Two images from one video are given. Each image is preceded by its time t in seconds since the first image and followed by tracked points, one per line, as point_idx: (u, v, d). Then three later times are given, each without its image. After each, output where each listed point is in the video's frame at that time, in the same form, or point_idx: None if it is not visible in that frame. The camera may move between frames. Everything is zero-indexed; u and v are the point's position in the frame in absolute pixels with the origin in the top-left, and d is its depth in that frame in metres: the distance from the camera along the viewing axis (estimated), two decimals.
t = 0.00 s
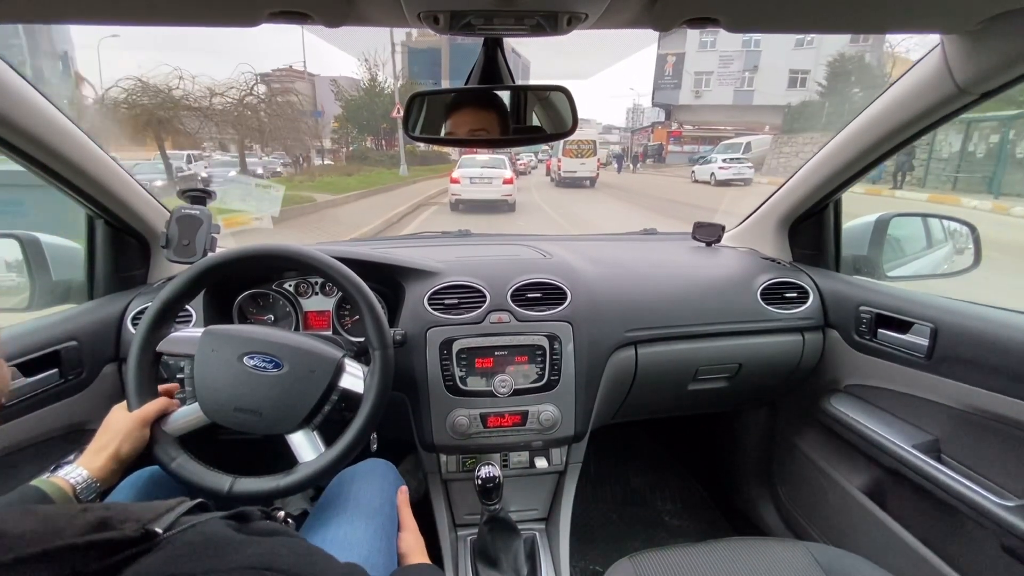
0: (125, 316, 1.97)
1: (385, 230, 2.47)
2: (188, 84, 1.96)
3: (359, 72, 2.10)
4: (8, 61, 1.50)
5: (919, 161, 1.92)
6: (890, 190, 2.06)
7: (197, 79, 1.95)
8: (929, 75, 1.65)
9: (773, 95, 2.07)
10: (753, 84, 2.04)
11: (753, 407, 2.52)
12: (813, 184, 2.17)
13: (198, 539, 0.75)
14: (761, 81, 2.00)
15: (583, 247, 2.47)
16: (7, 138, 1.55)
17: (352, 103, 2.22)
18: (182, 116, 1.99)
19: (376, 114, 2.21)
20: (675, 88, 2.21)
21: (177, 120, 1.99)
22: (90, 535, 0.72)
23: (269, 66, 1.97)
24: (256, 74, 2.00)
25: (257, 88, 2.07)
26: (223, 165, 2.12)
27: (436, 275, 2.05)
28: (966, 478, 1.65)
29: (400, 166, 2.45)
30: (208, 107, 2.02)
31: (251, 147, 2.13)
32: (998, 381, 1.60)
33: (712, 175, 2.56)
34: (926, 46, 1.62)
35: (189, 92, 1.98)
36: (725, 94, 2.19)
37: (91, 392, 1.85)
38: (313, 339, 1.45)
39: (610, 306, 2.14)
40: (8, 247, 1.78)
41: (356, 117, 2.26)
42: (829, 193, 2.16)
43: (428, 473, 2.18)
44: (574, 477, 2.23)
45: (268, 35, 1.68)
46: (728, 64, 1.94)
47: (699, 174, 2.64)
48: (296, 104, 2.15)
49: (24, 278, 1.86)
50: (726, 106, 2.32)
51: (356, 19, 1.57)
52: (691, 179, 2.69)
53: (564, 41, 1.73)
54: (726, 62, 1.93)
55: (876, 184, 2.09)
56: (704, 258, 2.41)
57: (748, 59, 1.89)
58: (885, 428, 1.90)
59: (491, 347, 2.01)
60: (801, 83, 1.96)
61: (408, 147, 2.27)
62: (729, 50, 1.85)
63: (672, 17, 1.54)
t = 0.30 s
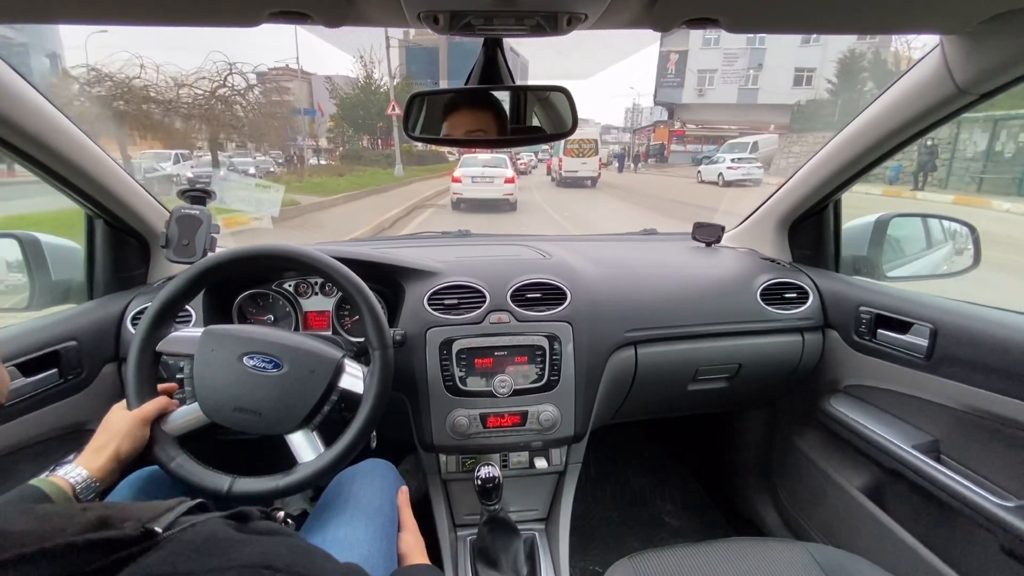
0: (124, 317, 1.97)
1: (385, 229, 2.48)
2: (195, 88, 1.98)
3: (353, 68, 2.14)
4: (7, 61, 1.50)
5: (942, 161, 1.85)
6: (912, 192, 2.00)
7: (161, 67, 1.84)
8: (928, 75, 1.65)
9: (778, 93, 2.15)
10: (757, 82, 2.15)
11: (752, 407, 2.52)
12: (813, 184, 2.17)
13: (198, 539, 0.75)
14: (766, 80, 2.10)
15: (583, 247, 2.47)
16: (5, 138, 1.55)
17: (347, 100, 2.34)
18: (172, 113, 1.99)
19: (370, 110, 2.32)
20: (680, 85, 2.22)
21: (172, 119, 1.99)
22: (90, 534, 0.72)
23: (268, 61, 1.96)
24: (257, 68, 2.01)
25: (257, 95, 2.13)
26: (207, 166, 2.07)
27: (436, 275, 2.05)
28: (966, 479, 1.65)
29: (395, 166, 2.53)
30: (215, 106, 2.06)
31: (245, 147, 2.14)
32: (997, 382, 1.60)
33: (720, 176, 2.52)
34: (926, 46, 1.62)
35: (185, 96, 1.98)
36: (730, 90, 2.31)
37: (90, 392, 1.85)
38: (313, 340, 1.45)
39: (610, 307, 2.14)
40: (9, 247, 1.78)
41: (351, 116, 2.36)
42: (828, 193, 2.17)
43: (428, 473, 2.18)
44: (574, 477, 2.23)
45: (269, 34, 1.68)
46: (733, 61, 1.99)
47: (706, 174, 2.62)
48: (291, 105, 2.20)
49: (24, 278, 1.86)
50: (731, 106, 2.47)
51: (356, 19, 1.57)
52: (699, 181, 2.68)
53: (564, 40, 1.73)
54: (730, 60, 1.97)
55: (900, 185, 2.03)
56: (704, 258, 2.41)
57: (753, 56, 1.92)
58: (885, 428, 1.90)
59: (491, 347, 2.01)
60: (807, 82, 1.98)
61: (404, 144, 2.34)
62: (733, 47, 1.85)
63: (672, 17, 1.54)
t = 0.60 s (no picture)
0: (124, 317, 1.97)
1: (386, 229, 2.48)
2: (186, 93, 1.92)
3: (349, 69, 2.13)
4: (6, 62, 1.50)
5: (967, 160, 1.79)
6: (935, 193, 1.93)
7: (114, 53, 1.70)
8: (928, 76, 1.65)
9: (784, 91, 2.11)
10: (762, 79, 2.12)
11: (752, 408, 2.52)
12: (813, 184, 2.17)
13: (198, 543, 0.75)
14: (770, 77, 2.08)
15: (583, 247, 2.47)
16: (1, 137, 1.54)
17: (342, 99, 2.29)
18: (165, 112, 1.93)
19: (366, 109, 2.26)
20: (682, 82, 2.22)
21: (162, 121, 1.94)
22: (88, 538, 0.71)
23: (262, 62, 1.90)
24: (251, 71, 1.95)
25: (256, 99, 2.05)
26: (201, 165, 2.06)
27: (436, 275, 2.05)
28: (966, 479, 1.65)
29: (391, 166, 2.48)
30: (210, 111, 1.99)
31: (237, 146, 2.10)
32: (997, 382, 1.60)
33: (730, 176, 2.46)
34: (926, 47, 1.62)
35: (175, 100, 1.92)
36: (733, 90, 2.30)
37: (90, 393, 1.85)
38: (314, 341, 1.45)
39: (610, 307, 2.14)
40: (9, 247, 1.78)
41: (346, 115, 2.31)
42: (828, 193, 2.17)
43: (428, 473, 2.18)
44: (574, 478, 2.23)
45: (269, 35, 1.68)
46: (736, 59, 2.00)
47: (715, 175, 2.58)
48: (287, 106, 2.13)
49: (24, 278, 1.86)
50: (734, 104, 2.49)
51: (356, 19, 1.56)
52: (705, 181, 2.68)
53: (564, 40, 1.73)
54: (734, 56, 1.97)
55: (927, 186, 1.94)
56: (704, 258, 2.41)
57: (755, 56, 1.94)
58: (885, 428, 1.90)
59: (491, 347, 2.01)
60: (813, 80, 1.97)
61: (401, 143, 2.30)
62: (737, 45, 1.84)
63: (672, 17, 1.54)
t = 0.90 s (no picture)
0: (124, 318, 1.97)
1: (386, 229, 2.48)
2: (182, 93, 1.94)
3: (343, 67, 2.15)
4: (8, 63, 1.50)
5: (976, 161, 1.76)
6: (961, 196, 1.85)
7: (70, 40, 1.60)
8: (928, 76, 1.65)
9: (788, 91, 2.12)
10: (766, 77, 2.16)
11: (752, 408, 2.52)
12: (813, 184, 2.16)
13: (197, 542, 0.75)
14: (774, 75, 2.10)
15: (583, 247, 2.47)
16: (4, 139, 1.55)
17: (336, 97, 2.35)
18: (171, 113, 1.95)
19: (362, 107, 2.32)
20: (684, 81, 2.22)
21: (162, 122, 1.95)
22: (87, 537, 0.71)
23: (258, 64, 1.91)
24: (246, 72, 1.95)
25: (248, 101, 2.07)
26: (184, 165, 2.01)
27: (436, 276, 2.05)
28: (966, 479, 1.65)
29: (385, 166, 2.53)
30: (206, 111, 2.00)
31: (230, 147, 2.09)
32: (998, 382, 1.60)
33: (739, 176, 2.45)
34: (927, 47, 1.62)
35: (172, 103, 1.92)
36: (738, 86, 2.25)
37: (90, 393, 1.85)
38: (313, 342, 1.45)
39: (610, 307, 2.14)
40: (9, 249, 1.78)
41: (339, 113, 2.37)
42: (828, 194, 2.17)
43: (428, 474, 2.18)
44: (574, 478, 2.23)
45: (270, 35, 1.69)
46: (740, 56, 1.97)
47: (722, 175, 2.61)
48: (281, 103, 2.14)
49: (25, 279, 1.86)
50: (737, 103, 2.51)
51: (357, 20, 1.57)
52: (711, 181, 2.73)
53: (564, 40, 1.73)
54: (738, 55, 1.98)
55: (955, 187, 1.86)
56: (704, 259, 2.41)
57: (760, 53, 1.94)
58: (885, 429, 1.90)
59: (491, 348, 2.01)
60: (819, 78, 1.95)
61: (398, 142, 2.34)
62: (738, 45, 1.84)
63: (673, 18, 1.54)
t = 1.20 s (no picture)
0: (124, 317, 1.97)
1: (386, 229, 2.49)
2: (184, 97, 1.95)
3: (337, 65, 2.10)
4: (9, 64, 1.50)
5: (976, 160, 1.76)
6: (989, 197, 1.77)
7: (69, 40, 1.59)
8: (928, 76, 1.65)
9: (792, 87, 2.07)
10: (771, 75, 2.11)
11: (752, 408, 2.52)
12: (813, 185, 2.16)
13: (197, 541, 0.75)
14: (780, 72, 2.07)
15: (583, 248, 2.47)
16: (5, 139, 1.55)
17: (330, 95, 2.32)
18: (172, 114, 1.95)
19: (356, 106, 2.31)
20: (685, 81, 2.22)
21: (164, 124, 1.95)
22: (85, 535, 0.71)
23: (254, 63, 1.91)
24: (241, 72, 1.96)
25: (242, 103, 2.07)
26: (164, 166, 1.97)
27: (436, 275, 2.06)
28: (965, 479, 1.66)
29: (379, 167, 2.51)
30: (207, 112, 2.01)
31: (223, 147, 2.08)
32: (997, 382, 1.60)
33: (748, 177, 2.41)
34: (927, 46, 1.61)
35: (176, 105, 1.95)
36: (742, 84, 2.22)
37: (90, 393, 1.85)
38: (313, 342, 1.45)
39: (610, 307, 2.14)
40: (9, 249, 1.78)
41: (333, 113, 2.36)
42: (829, 194, 2.16)
43: (428, 474, 2.18)
44: (574, 478, 2.23)
45: (269, 36, 1.69)
46: (745, 54, 1.93)
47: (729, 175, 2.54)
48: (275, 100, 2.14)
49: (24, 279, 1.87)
50: (738, 102, 2.56)
51: (357, 20, 1.57)
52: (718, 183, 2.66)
53: (565, 41, 1.73)
54: (742, 54, 1.94)
55: (982, 188, 1.79)
56: (704, 259, 2.42)
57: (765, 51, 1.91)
58: (884, 429, 1.90)
59: (491, 348, 2.01)
60: (824, 76, 1.92)
61: (392, 140, 2.31)
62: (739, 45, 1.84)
63: (672, 18, 1.54)
